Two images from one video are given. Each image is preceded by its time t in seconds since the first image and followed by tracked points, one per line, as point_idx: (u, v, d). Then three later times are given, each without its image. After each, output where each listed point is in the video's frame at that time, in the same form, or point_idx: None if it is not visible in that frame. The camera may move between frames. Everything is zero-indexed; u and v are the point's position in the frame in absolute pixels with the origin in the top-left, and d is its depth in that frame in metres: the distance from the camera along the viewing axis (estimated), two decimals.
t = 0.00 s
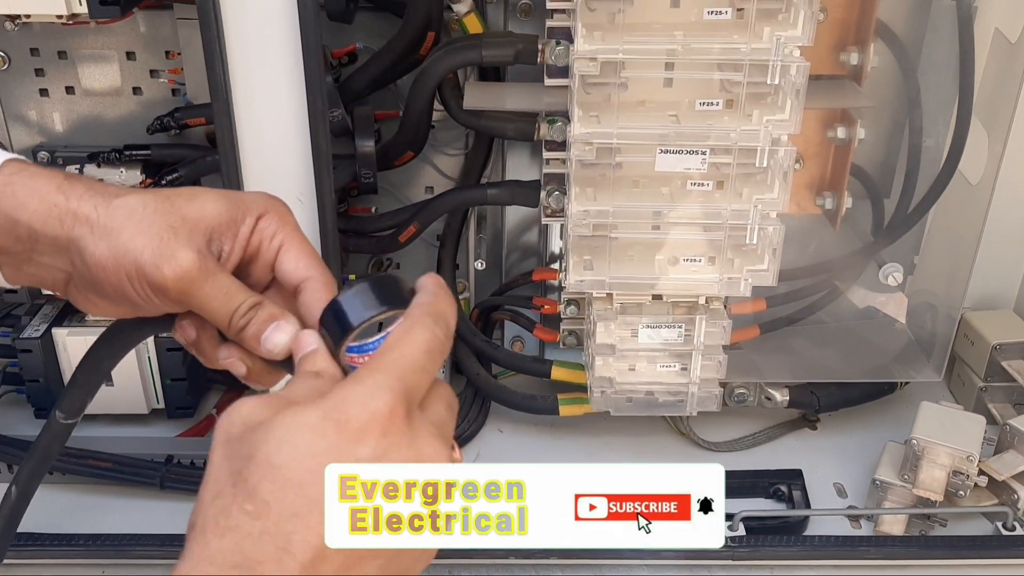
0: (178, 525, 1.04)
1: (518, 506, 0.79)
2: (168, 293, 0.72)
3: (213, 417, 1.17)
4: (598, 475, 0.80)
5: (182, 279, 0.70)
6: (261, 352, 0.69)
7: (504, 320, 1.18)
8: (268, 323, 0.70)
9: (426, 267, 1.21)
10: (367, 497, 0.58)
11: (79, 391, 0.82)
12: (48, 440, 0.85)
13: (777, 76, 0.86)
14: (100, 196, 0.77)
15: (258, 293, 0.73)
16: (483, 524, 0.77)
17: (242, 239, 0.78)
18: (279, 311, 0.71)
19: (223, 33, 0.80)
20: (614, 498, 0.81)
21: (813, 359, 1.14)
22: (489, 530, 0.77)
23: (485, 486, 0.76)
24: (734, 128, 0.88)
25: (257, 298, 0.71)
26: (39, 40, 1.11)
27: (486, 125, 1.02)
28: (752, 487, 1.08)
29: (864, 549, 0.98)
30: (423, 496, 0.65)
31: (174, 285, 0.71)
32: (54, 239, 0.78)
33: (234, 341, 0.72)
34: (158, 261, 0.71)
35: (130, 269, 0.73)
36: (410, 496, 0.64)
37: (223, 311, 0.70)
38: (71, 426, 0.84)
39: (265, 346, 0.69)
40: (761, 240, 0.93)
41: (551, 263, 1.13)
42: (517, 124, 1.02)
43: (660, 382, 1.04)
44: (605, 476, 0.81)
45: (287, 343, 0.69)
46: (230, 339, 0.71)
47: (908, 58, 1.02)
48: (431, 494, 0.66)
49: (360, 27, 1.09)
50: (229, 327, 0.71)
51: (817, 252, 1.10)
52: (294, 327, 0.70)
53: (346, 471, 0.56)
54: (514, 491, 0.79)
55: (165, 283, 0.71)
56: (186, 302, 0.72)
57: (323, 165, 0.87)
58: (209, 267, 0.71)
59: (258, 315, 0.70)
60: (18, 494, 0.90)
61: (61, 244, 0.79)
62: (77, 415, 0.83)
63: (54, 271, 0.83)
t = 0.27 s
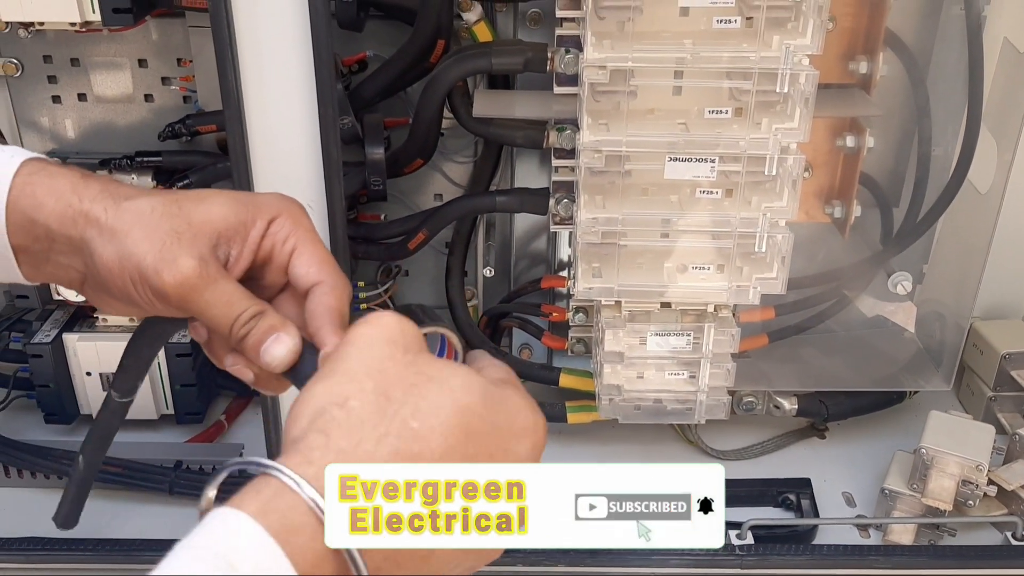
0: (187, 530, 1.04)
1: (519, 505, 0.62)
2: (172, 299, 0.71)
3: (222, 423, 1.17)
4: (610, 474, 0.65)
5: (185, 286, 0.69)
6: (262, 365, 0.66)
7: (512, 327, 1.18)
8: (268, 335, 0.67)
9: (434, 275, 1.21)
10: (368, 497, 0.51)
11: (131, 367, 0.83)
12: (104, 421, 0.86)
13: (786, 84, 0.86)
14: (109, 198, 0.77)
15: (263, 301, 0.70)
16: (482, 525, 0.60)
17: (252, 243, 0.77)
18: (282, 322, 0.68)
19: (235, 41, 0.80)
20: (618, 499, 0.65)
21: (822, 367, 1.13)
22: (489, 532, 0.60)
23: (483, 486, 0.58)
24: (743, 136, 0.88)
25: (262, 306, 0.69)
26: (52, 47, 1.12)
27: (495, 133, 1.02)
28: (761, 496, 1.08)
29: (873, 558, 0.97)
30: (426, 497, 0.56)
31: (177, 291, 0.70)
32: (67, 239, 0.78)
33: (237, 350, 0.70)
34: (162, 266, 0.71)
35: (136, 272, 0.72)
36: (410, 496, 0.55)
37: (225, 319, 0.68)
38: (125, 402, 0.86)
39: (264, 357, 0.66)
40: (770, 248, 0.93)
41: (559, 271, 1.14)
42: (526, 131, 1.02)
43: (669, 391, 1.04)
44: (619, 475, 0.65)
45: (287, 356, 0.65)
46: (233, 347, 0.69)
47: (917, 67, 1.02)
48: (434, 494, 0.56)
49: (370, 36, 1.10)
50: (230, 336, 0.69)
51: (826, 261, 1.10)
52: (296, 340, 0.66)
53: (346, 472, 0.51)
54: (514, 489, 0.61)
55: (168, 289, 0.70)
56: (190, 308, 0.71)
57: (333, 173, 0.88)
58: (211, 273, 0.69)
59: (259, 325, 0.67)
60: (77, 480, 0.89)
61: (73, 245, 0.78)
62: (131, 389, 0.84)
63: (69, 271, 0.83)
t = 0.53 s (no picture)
0: (195, 535, 1.04)
1: (520, 505, 0.55)
2: (173, 275, 0.72)
3: (230, 427, 1.18)
4: (608, 467, 0.54)
5: (183, 260, 0.70)
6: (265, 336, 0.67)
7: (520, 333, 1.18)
8: (268, 305, 0.67)
9: (443, 280, 1.21)
10: (368, 497, 0.53)
11: (174, 371, 0.88)
12: (154, 426, 0.91)
13: (797, 90, 0.86)
14: (109, 182, 0.78)
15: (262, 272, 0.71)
16: (483, 526, 0.55)
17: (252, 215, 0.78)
18: (282, 291, 0.68)
19: (246, 46, 0.80)
20: (619, 498, 0.55)
21: (832, 374, 1.13)
22: (490, 534, 0.55)
23: (484, 484, 0.54)
24: (754, 142, 0.88)
25: (261, 277, 0.70)
26: (64, 52, 1.12)
27: (505, 138, 1.02)
28: (770, 503, 1.08)
29: (883, 566, 0.97)
30: (425, 497, 0.53)
31: (177, 266, 0.71)
32: (71, 227, 0.80)
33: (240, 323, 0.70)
34: (161, 241, 0.72)
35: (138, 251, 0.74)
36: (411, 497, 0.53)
37: (226, 291, 0.69)
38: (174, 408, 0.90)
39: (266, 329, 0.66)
40: (781, 253, 0.93)
41: (568, 276, 1.14)
42: (535, 136, 1.02)
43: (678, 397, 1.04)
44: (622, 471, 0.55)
45: (288, 326, 0.65)
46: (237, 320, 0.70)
47: (928, 73, 1.02)
48: (433, 493, 0.53)
49: (380, 40, 1.10)
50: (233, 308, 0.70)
51: (836, 267, 1.10)
52: (296, 309, 0.66)
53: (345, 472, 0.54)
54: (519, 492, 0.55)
55: (168, 264, 0.71)
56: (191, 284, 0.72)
57: (344, 176, 0.88)
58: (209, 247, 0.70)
59: (260, 296, 0.68)
60: (138, 493, 0.93)
61: (76, 232, 0.80)
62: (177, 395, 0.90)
63: (75, 263, 0.84)
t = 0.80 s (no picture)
0: (204, 538, 1.04)
1: (520, 505, 0.59)
2: (175, 285, 0.72)
3: (239, 430, 1.18)
4: (608, 470, 0.59)
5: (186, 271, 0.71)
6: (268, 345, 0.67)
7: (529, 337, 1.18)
8: (271, 315, 0.68)
9: (451, 285, 1.21)
10: (368, 497, 0.57)
11: (176, 391, 0.88)
12: (157, 446, 0.91)
13: (808, 94, 0.85)
14: (111, 195, 0.78)
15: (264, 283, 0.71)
16: (482, 526, 0.58)
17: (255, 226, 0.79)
18: (285, 301, 0.69)
19: (258, 49, 0.81)
20: (619, 498, 0.59)
21: (842, 380, 1.12)
22: (490, 534, 0.58)
23: (483, 484, 0.58)
24: (765, 146, 0.88)
25: (263, 287, 0.70)
26: (75, 55, 1.12)
27: (514, 142, 1.02)
28: (780, 509, 1.07)
29: (894, 573, 0.96)
30: (425, 497, 0.57)
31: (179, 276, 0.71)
32: (74, 242, 0.79)
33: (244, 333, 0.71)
34: (163, 252, 0.72)
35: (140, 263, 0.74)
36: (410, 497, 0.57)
37: (229, 301, 0.70)
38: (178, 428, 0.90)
39: (269, 338, 0.67)
40: (791, 259, 0.93)
41: (578, 280, 1.14)
42: (546, 140, 1.02)
43: (687, 402, 1.04)
44: (621, 473, 0.59)
45: (291, 335, 0.66)
46: (240, 331, 0.70)
47: (940, 78, 1.02)
48: (434, 494, 0.57)
49: (390, 45, 1.10)
50: (236, 319, 0.70)
51: (846, 272, 1.10)
52: (298, 319, 0.67)
53: (345, 472, 0.58)
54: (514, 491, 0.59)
55: (171, 275, 0.71)
56: (193, 294, 0.72)
57: (355, 182, 0.87)
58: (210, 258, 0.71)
59: (262, 306, 0.69)
60: (140, 504, 0.92)
61: (79, 246, 0.80)
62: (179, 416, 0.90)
63: (77, 277, 0.84)
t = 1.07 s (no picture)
0: (218, 539, 1.05)
1: (520, 505, 0.61)
2: (189, 276, 0.70)
3: (252, 432, 1.18)
4: (610, 473, 0.63)
5: (200, 261, 0.69)
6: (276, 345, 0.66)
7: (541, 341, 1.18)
8: (285, 315, 0.66)
9: (464, 288, 1.22)
10: (368, 497, 0.61)
11: (175, 413, 0.85)
12: (149, 469, 0.87)
13: (823, 99, 0.85)
14: (139, 188, 0.78)
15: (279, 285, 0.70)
16: (483, 525, 0.60)
17: (277, 231, 0.79)
18: (298, 304, 0.68)
19: (275, 54, 0.81)
20: (617, 499, 0.64)
21: (855, 384, 1.12)
22: (490, 533, 0.60)
23: (484, 485, 0.59)
24: (779, 151, 0.88)
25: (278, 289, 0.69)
26: (92, 59, 1.13)
27: (528, 146, 1.03)
28: (793, 513, 1.07)
29: None
30: (425, 497, 0.59)
31: (193, 266, 0.69)
32: (97, 231, 0.79)
33: (252, 328, 0.68)
34: (179, 241, 0.70)
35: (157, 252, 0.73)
36: (409, 496, 0.59)
37: (243, 297, 0.68)
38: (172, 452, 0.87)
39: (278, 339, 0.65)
40: (805, 263, 0.93)
41: (590, 284, 1.14)
42: (559, 144, 1.02)
43: (701, 406, 1.04)
44: (616, 475, 0.64)
45: (303, 336, 0.65)
46: (249, 328, 0.69)
47: (954, 82, 1.02)
48: (433, 494, 0.59)
49: (404, 49, 1.11)
50: (247, 316, 0.68)
51: (859, 277, 1.10)
52: (312, 321, 0.65)
53: (345, 472, 0.61)
54: (514, 490, 0.60)
55: (185, 264, 0.70)
56: (205, 287, 0.70)
57: (371, 186, 0.88)
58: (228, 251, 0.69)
59: (275, 305, 0.67)
60: (127, 532, 0.89)
61: (101, 236, 0.79)
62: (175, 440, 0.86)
63: (97, 268, 0.84)
